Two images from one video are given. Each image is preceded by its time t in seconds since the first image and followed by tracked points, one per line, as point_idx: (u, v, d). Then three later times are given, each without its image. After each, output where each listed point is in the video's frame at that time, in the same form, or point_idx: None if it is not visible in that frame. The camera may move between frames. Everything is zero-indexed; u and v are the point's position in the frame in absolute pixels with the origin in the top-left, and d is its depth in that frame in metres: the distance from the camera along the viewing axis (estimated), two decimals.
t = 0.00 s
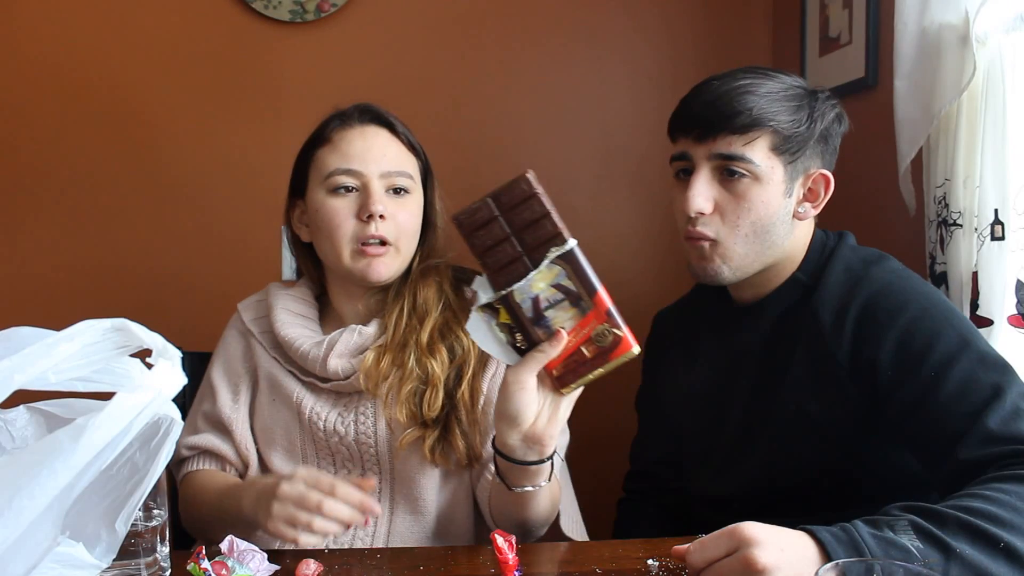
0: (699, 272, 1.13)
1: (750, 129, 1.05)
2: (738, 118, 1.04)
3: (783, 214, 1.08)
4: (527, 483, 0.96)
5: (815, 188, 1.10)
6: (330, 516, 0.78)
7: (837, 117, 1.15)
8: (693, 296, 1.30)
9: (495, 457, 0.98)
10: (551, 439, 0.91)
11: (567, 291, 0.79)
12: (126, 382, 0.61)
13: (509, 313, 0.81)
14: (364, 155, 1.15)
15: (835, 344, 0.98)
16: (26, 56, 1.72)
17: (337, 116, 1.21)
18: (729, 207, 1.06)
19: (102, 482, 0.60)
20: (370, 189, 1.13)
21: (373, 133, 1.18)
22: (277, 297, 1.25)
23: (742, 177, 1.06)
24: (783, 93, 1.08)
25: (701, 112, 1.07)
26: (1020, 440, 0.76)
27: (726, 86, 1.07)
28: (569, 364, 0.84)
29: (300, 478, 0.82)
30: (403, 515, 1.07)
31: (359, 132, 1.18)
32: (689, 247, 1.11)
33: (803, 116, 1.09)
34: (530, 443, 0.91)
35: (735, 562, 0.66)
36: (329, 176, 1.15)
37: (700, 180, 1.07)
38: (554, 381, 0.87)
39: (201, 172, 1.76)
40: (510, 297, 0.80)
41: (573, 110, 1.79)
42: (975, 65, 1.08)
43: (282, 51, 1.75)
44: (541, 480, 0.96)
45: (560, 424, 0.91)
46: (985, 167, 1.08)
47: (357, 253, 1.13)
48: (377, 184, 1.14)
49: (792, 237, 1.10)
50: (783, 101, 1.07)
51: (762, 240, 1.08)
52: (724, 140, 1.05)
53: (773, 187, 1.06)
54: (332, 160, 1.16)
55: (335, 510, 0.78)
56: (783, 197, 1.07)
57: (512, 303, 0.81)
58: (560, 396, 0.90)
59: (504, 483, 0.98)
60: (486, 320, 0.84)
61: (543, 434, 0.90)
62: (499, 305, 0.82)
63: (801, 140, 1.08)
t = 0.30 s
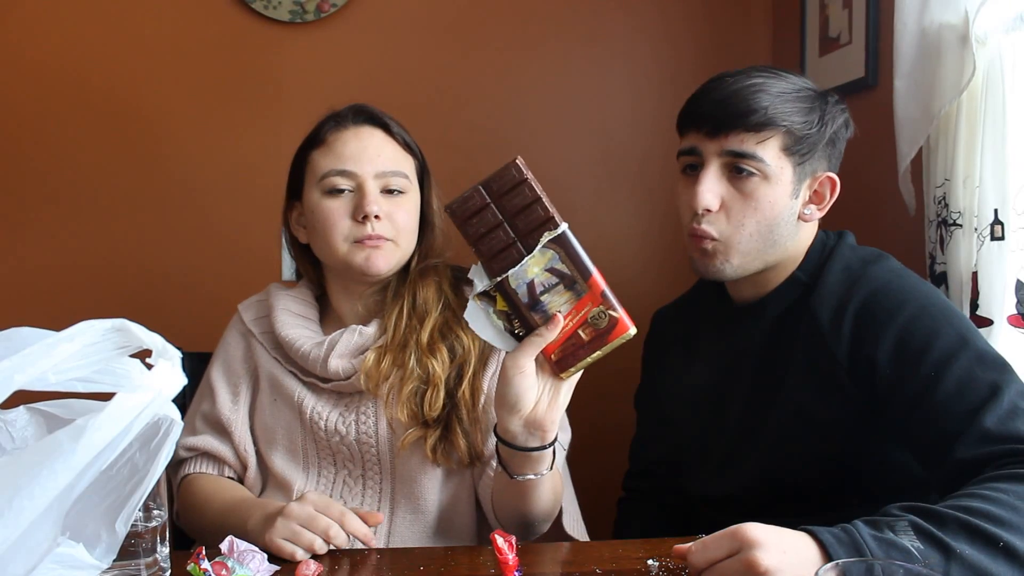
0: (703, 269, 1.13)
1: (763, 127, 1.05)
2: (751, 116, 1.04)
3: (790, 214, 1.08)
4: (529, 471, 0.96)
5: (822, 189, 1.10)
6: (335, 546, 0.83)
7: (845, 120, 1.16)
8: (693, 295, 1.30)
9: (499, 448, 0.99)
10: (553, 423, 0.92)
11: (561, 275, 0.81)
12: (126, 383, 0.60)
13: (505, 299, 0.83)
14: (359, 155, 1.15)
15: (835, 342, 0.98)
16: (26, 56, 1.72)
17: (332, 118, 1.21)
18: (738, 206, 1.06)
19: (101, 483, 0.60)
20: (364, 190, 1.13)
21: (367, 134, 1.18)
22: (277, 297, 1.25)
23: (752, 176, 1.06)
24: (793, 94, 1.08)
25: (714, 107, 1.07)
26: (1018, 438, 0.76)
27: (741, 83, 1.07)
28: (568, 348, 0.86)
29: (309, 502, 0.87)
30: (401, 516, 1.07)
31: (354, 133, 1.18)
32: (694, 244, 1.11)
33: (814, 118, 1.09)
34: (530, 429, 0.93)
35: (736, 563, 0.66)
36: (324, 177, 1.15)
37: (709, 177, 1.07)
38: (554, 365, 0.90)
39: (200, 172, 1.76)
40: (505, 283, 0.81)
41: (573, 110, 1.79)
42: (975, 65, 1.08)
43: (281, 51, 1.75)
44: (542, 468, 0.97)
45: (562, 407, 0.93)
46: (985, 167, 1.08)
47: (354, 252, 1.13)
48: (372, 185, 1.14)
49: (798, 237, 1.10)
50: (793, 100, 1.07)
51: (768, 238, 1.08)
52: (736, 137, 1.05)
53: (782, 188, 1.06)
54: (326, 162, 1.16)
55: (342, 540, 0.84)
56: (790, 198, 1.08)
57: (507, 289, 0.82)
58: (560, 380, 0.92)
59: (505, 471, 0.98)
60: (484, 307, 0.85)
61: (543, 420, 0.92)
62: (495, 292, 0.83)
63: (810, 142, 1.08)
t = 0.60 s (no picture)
0: (701, 266, 1.12)
1: (763, 123, 1.05)
2: (750, 112, 1.05)
3: (789, 212, 1.08)
4: (539, 471, 0.95)
5: (820, 189, 1.10)
6: (336, 549, 0.84)
7: (843, 120, 1.16)
8: (693, 296, 1.30)
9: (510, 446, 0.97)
10: (566, 425, 0.90)
11: (577, 278, 0.77)
12: (126, 382, 0.60)
13: (522, 302, 0.80)
14: (360, 156, 1.15)
15: (835, 342, 0.98)
16: (26, 55, 1.72)
17: (335, 118, 1.21)
18: (737, 202, 1.06)
19: (101, 483, 0.60)
20: (364, 191, 1.13)
21: (369, 134, 1.18)
22: (278, 297, 1.25)
23: (752, 173, 1.05)
24: (790, 92, 1.08)
25: (716, 105, 1.07)
26: (1018, 439, 0.76)
27: (743, 82, 1.07)
28: (582, 351, 0.81)
29: (311, 504, 0.87)
30: (403, 516, 1.07)
31: (355, 133, 1.18)
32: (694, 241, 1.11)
33: (814, 116, 1.09)
34: (544, 430, 0.91)
35: (736, 563, 0.66)
36: (325, 178, 1.15)
37: (708, 174, 1.07)
38: (568, 368, 0.85)
39: (200, 172, 1.76)
40: (522, 286, 0.78)
41: (573, 110, 1.79)
42: (975, 65, 1.08)
43: (281, 51, 1.75)
44: (552, 469, 0.95)
45: (575, 408, 0.90)
46: (985, 167, 1.08)
47: (354, 253, 1.13)
48: (373, 186, 1.14)
49: (798, 235, 1.10)
50: (790, 99, 1.07)
51: (768, 234, 1.07)
52: (736, 133, 1.05)
53: (782, 185, 1.06)
54: (328, 161, 1.16)
55: (344, 544, 0.84)
56: (789, 196, 1.07)
57: (523, 291, 0.79)
58: (573, 384, 0.89)
59: (517, 471, 0.97)
60: (501, 309, 0.82)
61: (557, 421, 0.90)
62: (512, 294, 0.80)
63: (807, 141, 1.08)
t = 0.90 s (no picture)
0: (701, 264, 1.12)
1: (750, 120, 1.05)
2: (737, 110, 1.05)
3: (785, 207, 1.08)
4: (559, 470, 0.94)
5: (814, 182, 1.11)
6: (336, 549, 0.84)
7: (834, 116, 1.16)
8: (693, 296, 1.30)
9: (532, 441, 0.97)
10: (592, 427, 0.89)
11: (617, 287, 0.77)
12: (126, 382, 0.60)
13: (562, 304, 0.79)
14: (360, 156, 1.15)
15: (836, 341, 0.98)
16: (27, 55, 1.73)
17: (335, 117, 1.21)
18: (732, 199, 1.06)
19: (101, 482, 0.60)
20: (367, 193, 1.13)
21: (370, 134, 1.18)
22: (279, 296, 1.25)
23: (744, 169, 1.06)
24: (778, 89, 1.09)
25: (703, 105, 1.08)
26: (1018, 439, 0.76)
27: (728, 82, 1.08)
28: (612, 359, 0.81)
29: (312, 504, 0.87)
30: (403, 516, 1.06)
31: (357, 134, 1.18)
32: (693, 240, 1.11)
33: (801, 110, 1.10)
34: (569, 430, 0.90)
35: (736, 563, 0.66)
36: (326, 179, 1.15)
37: (700, 173, 1.08)
38: (597, 373, 0.83)
39: (201, 171, 1.76)
40: (564, 288, 0.78)
41: (573, 110, 1.79)
42: (975, 65, 1.08)
43: (281, 51, 1.75)
44: (571, 470, 0.94)
45: (601, 413, 0.89)
46: (985, 167, 1.08)
47: (355, 253, 1.14)
48: (374, 187, 1.14)
49: (795, 229, 1.10)
50: (779, 96, 1.08)
51: (765, 227, 1.07)
52: (724, 132, 1.06)
53: (774, 179, 1.07)
54: (331, 163, 1.16)
55: (344, 544, 0.84)
56: (783, 190, 1.08)
57: (564, 293, 0.78)
58: (601, 389, 0.88)
59: (535, 468, 0.97)
60: (540, 308, 0.81)
61: (582, 422, 0.88)
62: (553, 295, 0.79)
63: (797, 137, 1.08)
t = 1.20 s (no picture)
0: (704, 263, 1.11)
1: (748, 118, 1.05)
2: (735, 108, 1.05)
3: (785, 204, 1.08)
4: (567, 473, 0.94)
5: (813, 179, 1.11)
6: (336, 549, 0.84)
7: (830, 114, 1.16)
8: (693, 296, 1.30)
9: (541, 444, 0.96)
10: (601, 431, 0.90)
11: (632, 294, 0.78)
12: (126, 382, 0.60)
13: (577, 308, 0.81)
14: (363, 158, 1.15)
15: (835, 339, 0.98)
16: (27, 55, 1.72)
17: (337, 118, 1.21)
18: (733, 195, 1.06)
19: (101, 483, 0.60)
20: (369, 194, 1.13)
21: (372, 135, 1.18)
22: (280, 295, 1.25)
23: (744, 167, 1.06)
24: (775, 87, 1.09)
25: (700, 105, 1.08)
26: (1017, 439, 0.76)
27: (725, 81, 1.08)
28: (624, 365, 0.83)
29: (312, 504, 0.87)
30: (403, 515, 1.06)
31: (359, 135, 1.18)
32: (695, 238, 1.10)
33: (798, 108, 1.10)
34: (579, 434, 0.90)
35: (736, 563, 0.66)
36: (328, 181, 1.15)
37: (701, 172, 1.07)
38: (609, 378, 0.86)
39: (201, 171, 1.76)
40: (579, 292, 0.80)
41: (573, 110, 1.79)
42: (975, 65, 1.08)
43: (281, 51, 1.75)
44: (579, 473, 0.94)
45: (611, 417, 0.90)
46: (985, 167, 1.08)
47: (357, 254, 1.13)
48: (376, 188, 1.14)
49: (795, 226, 1.10)
50: (776, 94, 1.08)
51: (767, 223, 1.07)
52: (723, 131, 1.06)
53: (774, 175, 1.07)
54: (332, 164, 1.15)
55: (344, 544, 0.84)
56: (783, 188, 1.08)
57: (579, 298, 0.80)
58: (612, 394, 0.89)
59: (544, 471, 0.96)
60: (555, 312, 0.84)
61: (592, 427, 0.89)
62: (568, 299, 0.81)
63: (796, 136, 1.08)
